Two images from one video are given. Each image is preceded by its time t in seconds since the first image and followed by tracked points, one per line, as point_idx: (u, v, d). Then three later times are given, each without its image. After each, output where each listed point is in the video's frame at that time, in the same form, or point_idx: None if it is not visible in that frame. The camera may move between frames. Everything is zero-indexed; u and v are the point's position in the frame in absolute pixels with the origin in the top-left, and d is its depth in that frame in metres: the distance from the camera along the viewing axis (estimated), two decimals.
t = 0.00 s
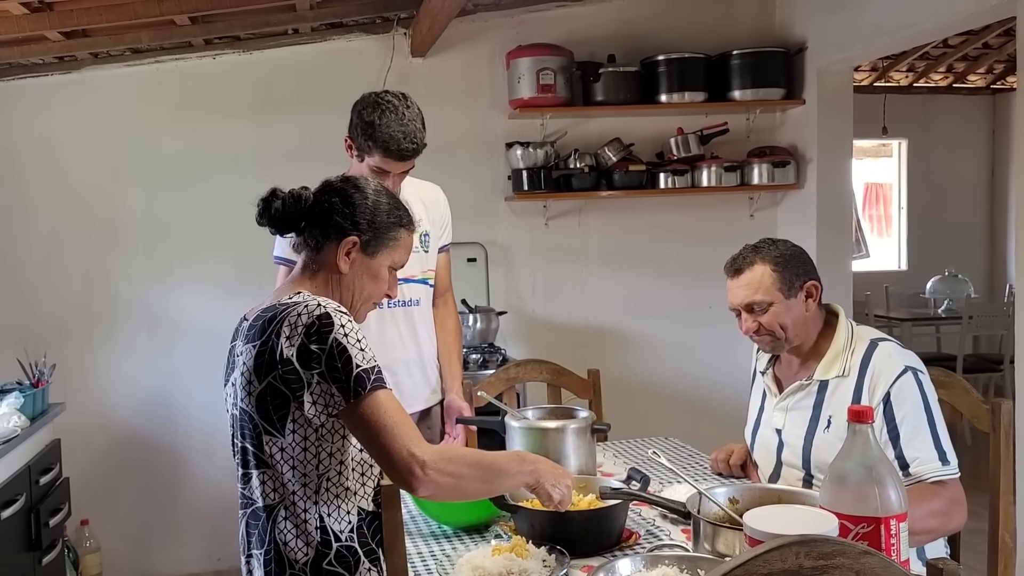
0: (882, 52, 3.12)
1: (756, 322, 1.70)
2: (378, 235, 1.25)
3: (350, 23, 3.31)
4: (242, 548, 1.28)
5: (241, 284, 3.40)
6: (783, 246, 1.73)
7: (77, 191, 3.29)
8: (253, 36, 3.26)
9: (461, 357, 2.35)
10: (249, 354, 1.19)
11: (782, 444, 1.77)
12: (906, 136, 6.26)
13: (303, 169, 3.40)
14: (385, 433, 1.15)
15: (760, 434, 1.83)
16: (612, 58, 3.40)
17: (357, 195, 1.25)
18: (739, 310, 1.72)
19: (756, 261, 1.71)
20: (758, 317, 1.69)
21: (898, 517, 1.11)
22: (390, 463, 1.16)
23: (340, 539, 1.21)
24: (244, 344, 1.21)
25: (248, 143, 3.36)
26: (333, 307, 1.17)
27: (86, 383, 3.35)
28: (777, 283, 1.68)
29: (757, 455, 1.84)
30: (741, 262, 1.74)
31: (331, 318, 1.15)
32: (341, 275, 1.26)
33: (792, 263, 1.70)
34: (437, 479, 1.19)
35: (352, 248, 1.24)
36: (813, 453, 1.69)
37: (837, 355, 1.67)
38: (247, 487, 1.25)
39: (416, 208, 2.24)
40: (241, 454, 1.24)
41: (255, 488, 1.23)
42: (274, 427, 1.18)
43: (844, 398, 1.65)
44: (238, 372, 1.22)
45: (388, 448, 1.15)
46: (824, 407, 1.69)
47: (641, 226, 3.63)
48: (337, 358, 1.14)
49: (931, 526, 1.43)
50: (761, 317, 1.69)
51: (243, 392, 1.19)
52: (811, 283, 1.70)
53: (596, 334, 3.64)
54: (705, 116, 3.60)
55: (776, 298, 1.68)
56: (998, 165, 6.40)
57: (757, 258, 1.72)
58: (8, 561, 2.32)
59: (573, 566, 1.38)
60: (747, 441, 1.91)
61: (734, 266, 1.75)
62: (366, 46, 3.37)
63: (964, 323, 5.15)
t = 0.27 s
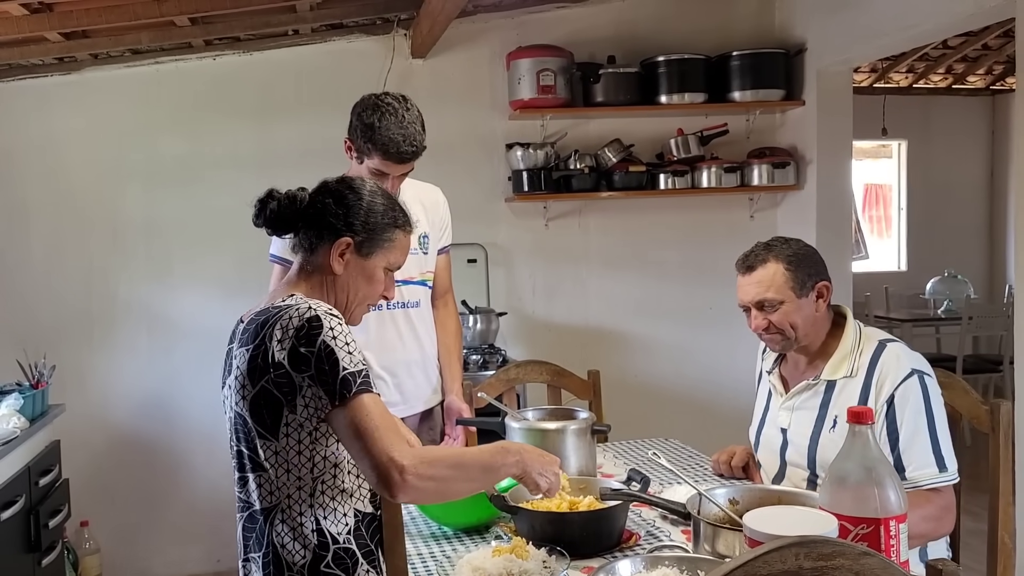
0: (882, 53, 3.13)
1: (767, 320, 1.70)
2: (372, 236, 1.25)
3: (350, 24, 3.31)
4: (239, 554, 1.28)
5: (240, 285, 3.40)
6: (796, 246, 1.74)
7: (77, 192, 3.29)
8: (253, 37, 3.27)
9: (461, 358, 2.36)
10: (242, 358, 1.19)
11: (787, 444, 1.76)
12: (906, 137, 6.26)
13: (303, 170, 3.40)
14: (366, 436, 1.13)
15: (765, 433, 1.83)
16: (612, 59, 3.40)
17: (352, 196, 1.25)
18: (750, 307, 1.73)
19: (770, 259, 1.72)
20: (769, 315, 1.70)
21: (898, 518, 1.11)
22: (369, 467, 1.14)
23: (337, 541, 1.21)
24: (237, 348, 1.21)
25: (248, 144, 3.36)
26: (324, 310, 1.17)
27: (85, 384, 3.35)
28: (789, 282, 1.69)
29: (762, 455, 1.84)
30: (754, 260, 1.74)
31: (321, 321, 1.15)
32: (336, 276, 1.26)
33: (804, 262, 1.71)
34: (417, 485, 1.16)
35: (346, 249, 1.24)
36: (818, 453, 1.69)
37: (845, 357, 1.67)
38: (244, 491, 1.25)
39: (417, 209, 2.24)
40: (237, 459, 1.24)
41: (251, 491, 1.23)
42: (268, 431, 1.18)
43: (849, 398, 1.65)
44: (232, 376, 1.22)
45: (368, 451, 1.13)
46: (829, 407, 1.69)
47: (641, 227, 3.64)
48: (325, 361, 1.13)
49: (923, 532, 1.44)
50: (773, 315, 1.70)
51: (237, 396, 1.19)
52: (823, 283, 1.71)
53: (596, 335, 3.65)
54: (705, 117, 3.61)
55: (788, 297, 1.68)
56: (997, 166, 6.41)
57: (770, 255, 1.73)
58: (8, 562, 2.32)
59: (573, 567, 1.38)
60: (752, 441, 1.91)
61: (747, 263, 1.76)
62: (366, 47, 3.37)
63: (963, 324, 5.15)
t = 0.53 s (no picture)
0: (884, 53, 3.12)
1: (771, 321, 1.70)
2: (370, 238, 1.24)
3: (351, 24, 3.31)
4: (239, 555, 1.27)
5: (241, 286, 3.39)
6: (800, 247, 1.74)
7: (77, 192, 3.29)
8: (254, 37, 3.26)
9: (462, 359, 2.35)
10: (235, 360, 1.19)
11: (800, 446, 1.75)
12: (909, 138, 6.25)
13: (304, 170, 3.39)
14: (327, 436, 1.08)
15: (777, 436, 1.82)
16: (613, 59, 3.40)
17: (352, 197, 1.24)
18: (754, 308, 1.73)
19: (773, 260, 1.72)
20: (772, 315, 1.69)
21: (901, 519, 1.11)
22: (325, 468, 1.08)
23: (335, 541, 1.20)
24: (232, 350, 1.21)
25: (249, 144, 3.35)
26: (313, 312, 1.15)
27: (85, 384, 3.34)
28: (793, 281, 1.68)
29: (778, 458, 1.83)
30: (757, 262, 1.74)
31: (307, 322, 1.13)
32: (333, 277, 1.25)
33: (807, 262, 1.70)
34: (372, 494, 1.09)
35: (344, 250, 1.23)
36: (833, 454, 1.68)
37: (853, 353, 1.66)
38: (241, 492, 1.24)
39: (417, 209, 2.23)
40: (234, 461, 1.24)
41: (248, 493, 1.23)
42: (260, 433, 1.17)
43: (859, 395, 1.64)
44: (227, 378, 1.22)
45: (327, 451, 1.07)
46: (840, 406, 1.67)
47: (643, 228, 3.63)
48: (306, 362, 1.11)
49: (929, 528, 1.43)
50: (776, 315, 1.69)
51: (231, 398, 1.19)
52: (826, 284, 1.70)
53: (597, 336, 3.64)
54: (707, 117, 3.60)
55: (791, 296, 1.68)
56: (1000, 167, 6.40)
57: (774, 257, 1.73)
58: (8, 563, 2.31)
59: (575, 568, 1.37)
60: (764, 445, 1.90)
61: (751, 266, 1.76)
62: (367, 47, 3.37)
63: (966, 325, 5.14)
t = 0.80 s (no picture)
0: (884, 53, 3.11)
1: (783, 312, 1.71)
2: (368, 240, 1.24)
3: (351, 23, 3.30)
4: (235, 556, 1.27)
5: (241, 286, 3.39)
6: (818, 244, 1.75)
7: (77, 192, 3.28)
8: (254, 36, 3.26)
9: (462, 359, 2.35)
10: (228, 363, 1.19)
11: (807, 444, 1.75)
12: (909, 138, 6.25)
13: (304, 170, 3.39)
14: (304, 448, 1.06)
15: (784, 435, 1.81)
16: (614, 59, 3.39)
17: (353, 198, 1.24)
18: (766, 298, 1.74)
19: (790, 252, 1.73)
20: (785, 307, 1.70)
21: (900, 519, 1.10)
22: (299, 481, 1.06)
23: (330, 542, 1.21)
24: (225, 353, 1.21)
25: (249, 144, 3.35)
26: (304, 319, 1.15)
27: (85, 384, 3.34)
28: (808, 273, 1.69)
29: (784, 458, 1.83)
30: (775, 253, 1.76)
31: (295, 328, 1.13)
32: (329, 277, 1.25)
33: (823, 258, 1.72)
34: (343, 511, 1.06)
35: (341, 251, 1.23)
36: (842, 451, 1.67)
37: (862, 351, 1.66)
38: (235, 495, 1.24)
39: (417, 209, 2.23)
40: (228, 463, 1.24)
41: (242, 495, 1.22)
42: (252, 437, 1.17)
43: (867, 393, 1.63)
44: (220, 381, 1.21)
45: (301, 464, 1.06)
46: (847, 404, 1.67)
47: (643, 227, 3.63)
48: (293, 370, 1.10)
49: (930, 527, 1.43)
50: (789, 307, 1.70)
51: (223, 401, 1.19)
52: (841, 280, 1.71)
53: (597, 335, 3.64)
54: (707, 117, 3.60)
55: (805, 288, 1.69)
56: (1000, 168, 6.39)
57: (791, 250, 1.74)
58: (8, 563, 2.31)
59: (575, 568, 1.37)
60: (771, 445, 1.89)
61: (767, 258, 1.78)
62: (367, 46, 3.37)
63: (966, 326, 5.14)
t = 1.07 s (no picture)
0: (884, 53, 3.11)
1: (816, 306, 1.69)
2: (363, 240, 1.23)
3: (350, 22, 3.30)
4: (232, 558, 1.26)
5: (241, 287, 3.39)
6: (852, 241, 1.75)
7: (76, 191, 3.28)
8: (254, 35, 3.26)
9: (461, 359, 2.35)
10: (222, 365, 1.18)
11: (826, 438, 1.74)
12: (909, 138, 6.24)
13: (303, 169, 3.38)
14: (298, 452, 1.06)
15: (801, 429, 1.81)
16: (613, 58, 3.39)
17: (349, 197, 1.23)
18: (800, 290, 1.72)
19: (827, 246, 1.72)
20: (820, 300, 1.68)
21: (901, 519, 1.10)
22: (293, 485, 1.06)
23: (328, 544, 1.20)
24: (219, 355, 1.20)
25: (248, 143, 3.35)
26: (297, 319, 1.14)
27: (84, 384, 3.34)
28: (844, 268, 1.69)
29: (798, 455, 1.82)
30: (811, 246, 1.74)
31: (289, 330, 1.12)
32: (324, 278, 1.24)
33: (858, 255, 1.71)
34: (336, 517, 1.06)
35: (337, 251, 1.23)
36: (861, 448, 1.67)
37: (889, 351, 1.66)
38: (231, 497, 1.23)
39: (417, 208, 2.23)
40: (224, 466, 1.23)
41: (239, 497, 1.22)
42: (247, 439, 1.16)
43: (890, 390, 1.63)
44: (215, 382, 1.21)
45: (295, 468, 1.06)
46: (869, 400, 1.66)
47: (642, 227, 3.62)
48: (287, 373, 1.10)
49: (935, 530, 1.43)
50: (823, 300, 1.68)
51: (218, 403, 1.18)
52: (875, 277, 1.70)
53: (597, 335, 3.63)
54: (707, 117, 3.59)
55: (841, 282, 1.68)
56: (1001, 167, 6.39)
57: (827, 244, 1.73)
58: (6, 563, 2.30)
59: (574, 568, 1.36)
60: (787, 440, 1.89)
61: (801, 251, 1.76)
62: (367, 45, 3.36)
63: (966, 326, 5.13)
